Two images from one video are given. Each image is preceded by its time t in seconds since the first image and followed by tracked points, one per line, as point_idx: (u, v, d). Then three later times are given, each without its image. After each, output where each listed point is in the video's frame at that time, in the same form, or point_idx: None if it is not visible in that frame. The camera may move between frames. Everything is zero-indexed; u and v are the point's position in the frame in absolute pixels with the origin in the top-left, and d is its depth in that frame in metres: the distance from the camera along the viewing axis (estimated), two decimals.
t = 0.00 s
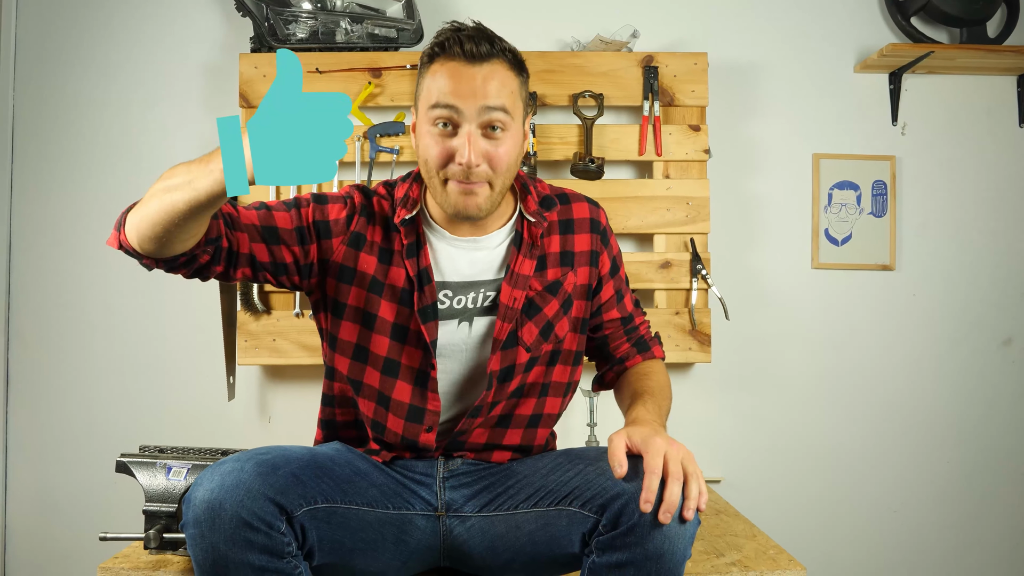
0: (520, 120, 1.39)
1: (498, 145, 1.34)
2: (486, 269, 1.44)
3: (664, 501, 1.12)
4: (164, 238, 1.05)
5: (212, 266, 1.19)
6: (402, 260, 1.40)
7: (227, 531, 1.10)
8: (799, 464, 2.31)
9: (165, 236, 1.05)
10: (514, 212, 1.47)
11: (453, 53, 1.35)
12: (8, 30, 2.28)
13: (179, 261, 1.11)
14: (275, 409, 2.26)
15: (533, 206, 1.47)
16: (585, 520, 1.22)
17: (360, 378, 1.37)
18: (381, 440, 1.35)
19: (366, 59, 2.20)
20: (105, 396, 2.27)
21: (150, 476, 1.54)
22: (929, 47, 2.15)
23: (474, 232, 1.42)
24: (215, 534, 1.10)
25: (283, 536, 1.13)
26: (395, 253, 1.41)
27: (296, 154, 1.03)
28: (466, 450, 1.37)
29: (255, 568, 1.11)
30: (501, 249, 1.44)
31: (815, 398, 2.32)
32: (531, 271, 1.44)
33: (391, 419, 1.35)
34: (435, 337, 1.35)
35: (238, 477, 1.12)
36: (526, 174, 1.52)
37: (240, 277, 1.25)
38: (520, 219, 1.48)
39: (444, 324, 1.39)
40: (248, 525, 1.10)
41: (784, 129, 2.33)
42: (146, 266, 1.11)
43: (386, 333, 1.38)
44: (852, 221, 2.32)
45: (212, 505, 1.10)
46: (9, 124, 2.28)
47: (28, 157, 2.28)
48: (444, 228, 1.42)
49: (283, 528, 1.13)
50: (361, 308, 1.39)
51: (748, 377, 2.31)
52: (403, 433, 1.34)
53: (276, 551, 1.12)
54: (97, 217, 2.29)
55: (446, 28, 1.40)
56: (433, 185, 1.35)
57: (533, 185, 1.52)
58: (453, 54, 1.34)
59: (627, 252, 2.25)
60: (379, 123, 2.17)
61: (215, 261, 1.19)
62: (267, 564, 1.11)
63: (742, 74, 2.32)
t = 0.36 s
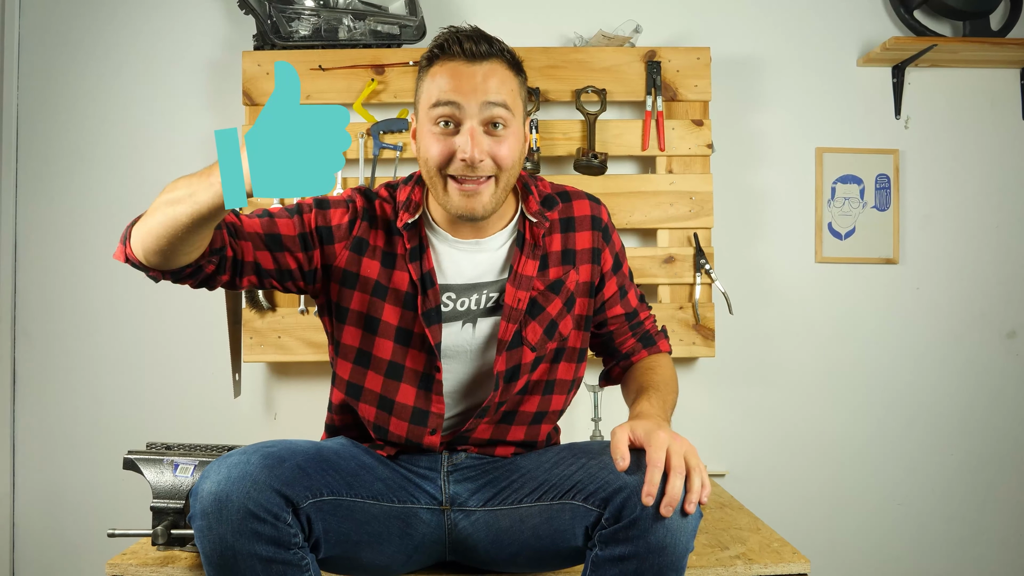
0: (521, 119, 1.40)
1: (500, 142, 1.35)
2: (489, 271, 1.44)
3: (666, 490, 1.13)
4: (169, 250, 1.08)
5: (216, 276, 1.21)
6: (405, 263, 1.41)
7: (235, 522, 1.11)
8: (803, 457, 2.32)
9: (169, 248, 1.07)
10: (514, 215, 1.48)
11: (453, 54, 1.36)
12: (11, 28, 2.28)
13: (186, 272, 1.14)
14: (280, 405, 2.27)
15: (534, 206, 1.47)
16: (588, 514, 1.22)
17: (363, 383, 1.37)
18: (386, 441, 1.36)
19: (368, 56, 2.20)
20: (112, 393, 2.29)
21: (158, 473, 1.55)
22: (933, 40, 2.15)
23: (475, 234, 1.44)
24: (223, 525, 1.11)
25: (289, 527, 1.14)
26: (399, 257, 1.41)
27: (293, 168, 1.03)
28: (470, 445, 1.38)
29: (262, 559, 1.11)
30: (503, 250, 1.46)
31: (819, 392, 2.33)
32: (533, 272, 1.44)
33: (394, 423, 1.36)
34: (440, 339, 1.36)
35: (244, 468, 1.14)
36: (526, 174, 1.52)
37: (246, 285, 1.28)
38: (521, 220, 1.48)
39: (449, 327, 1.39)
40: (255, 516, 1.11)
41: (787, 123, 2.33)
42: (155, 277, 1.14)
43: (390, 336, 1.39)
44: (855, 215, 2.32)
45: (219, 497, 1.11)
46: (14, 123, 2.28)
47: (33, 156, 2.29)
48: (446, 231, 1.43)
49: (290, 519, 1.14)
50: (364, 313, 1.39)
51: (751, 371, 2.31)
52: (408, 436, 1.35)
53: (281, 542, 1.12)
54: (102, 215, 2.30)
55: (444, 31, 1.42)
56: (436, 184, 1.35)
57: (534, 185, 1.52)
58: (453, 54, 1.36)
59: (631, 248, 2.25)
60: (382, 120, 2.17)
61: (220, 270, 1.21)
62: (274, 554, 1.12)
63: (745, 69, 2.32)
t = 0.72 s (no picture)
0: (521, 100, 1.43)
1: (502, 114, 1.36)
2: (489, 272, 1.45)
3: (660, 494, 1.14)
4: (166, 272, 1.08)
5: (218, 289, 1.21)
6: (405, 264, 1.41)
7: (244, 521, 1.10)
8: (804, 461, 2.32)
9: (167, 271, 1.08)
10: (515, 217, 1.49)
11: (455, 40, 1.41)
12: (12, 31, 2.29)
13: (188, 290, 1.14)
14: (280, 408, 2.27)
15: (535, 207, 1.48)
16: (586, 519, 1.22)
17: (363, 384, 1.37)
18: (386, 444, 1.35)
19: (369, 59, 2.20)
20: (112, 397, 2.28)
21: (156, 477, 1.55)
22: (931, 44, 2.15)
23: (476, 233, 1.46)
24: (231, 525, 1.10)
25: (297, 526, 1.14)
26: (399, 257, 1.41)
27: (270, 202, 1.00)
28: (469, 455, 1.38)
29: (272, 559, 1.11)
30: (503, 251, 1.46)
31: (819, 395, 2.33)
32: (533, 272, 1.43)
33: (395, 424, 1.35)
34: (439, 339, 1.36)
35: (252, 468, 1.14)
36: (527, 178, 1.53)
37: (248, 297, 1.28)
38: (521, 221, 1.49)
39: (449, 327, 1.39)
40: (263, 515, 1.10)
41: (786, 127, 2.33)
42: (160, 296, 1.15)
43: (391, 336, 1.39)
44: (855, 219, 2.33)
45: (226, 497, 1.11)
46: (15, 126, 2.29)
47: (34, 159, 2.29)
48: (448, 229, 1.45)
49: (297, 518, 1.14)
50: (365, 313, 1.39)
51: (751, 375, 2.31)
52: (409, 437, 1.35)
53: (290, 541, 1.13)
54: (102, 218, 2.30)
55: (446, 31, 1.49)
56: (442, 157, 1.35)
57: (535, 187, 1.52)
58: (454, 38, 1.41)
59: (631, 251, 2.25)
60: (383, 124, 2.18)
61: (221, 285, 1.22)
62: (283, 554, 1.11)
63: (745, 72, 2.32)
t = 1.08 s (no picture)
0: (517, 117, 1.39)
1: (494, 138, 1.34)
2: (485, 272, 1.44)
3: (656, 172, 1.12)
4: (172, 247, 1.10)
5: (220, 274, 1.22)
6: (406, 260, 1.41)
7: (234, 518, 1.14)
8: (804, 460, 2.32)
9: (173, 246, 1.10)
10: (512, 219, 1.47)
11: (452, 53, 1.37)
12: (12, 33, 2.29)
13: (190, 271, 1.15)
14: (280, 409, 2.27)
15: (530, 211, 1.48)
16: (580, 518, 1.23)
17: (364, 376, 1.38)
18: (382, 440, 1.35)
19: (367, 60, 2.21)
20: (112, 398, 2.29)
21: (155, 477, 1.55)
22: (930, 44, 2.15)
23: (474, 234, 1.44)
24: (221, 522, 1.14)
25: (287, 522, 1.17)
26: (400, 253, 1.42)
27: (294, 163, 1.06)
28: (466, 449, 1.37)
29: (262, 555, 1.14)
30: (501, 252, 1.45)
31: (818, 395, 2.33)
32: (524, 273, 1.43)
33: (392, 418, 1.35)
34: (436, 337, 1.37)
35: (241, 466, 1.16)
36: (525, 180, 1.51)
37: (250, 283, 1.28)
38: (516, 224, 1.48)
39: (447, 324, 1.40)
40: (253, 512, 1.14)
41: (785, 127, 2.33)
42: (159, 276, 1.16)
43: (390, 331, 1.39)
44: (854, 218, 2.32)
45: (217, 495, 1.14)
46: (14, 128, 2.29)
47: (33, 161, 2.30)
48: (445, 228, 1.44)
49: (287, 515, 1.17)
50: (365, 306, 1.40)
51: (750, 374, 2.31)
52: (405, 431, 1.34)
53: (281, 538, 1.16)
54: (101, 219, 2.30)
55: (447, 29, 1.43)
56: (432, 178, 1.35)
57: (533, 192, 1.50)
58: (450, 53, 1.37)
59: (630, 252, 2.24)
60: (381, 125, 2.18)
61: (224, 268, 1.23)
62: (273, 551, 1.15)
63: (743, 72, 2.32)
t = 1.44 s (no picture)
0: (515, 120, 1.40)
1: (493, 142, 1.35)
2: (482, 283, 1.44)
3: (701, 219, 1.14)
4: (161, 261, 1.13)
5: (212, 285, 1.24)
6: (401, 269, 1.41)
7: (237, 517, 1.14)
8: (803, 458, 2.32)
9: (162, 258, 1.13)
10: (508, 228, 1.46)
11: (446, 57, 1.37)
12: (12, 34, 2.30)
13: (182, 281, 1.17)
14: (280, 409, 2.28)
15: (528, 221, 1.47)
16: (579, 517, 1.24)
17: (359, 388, 1.38)
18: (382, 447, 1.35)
19: (367, 60, 2.21)
20: (112, 398, 2.29)
21: (155, 477, 1.55)
22: (928, 42, 2.15)
23: (472, 245, 1.44)
24: (224, 521, 1.14)
25: (290, 522, 1.17)
26: (395, 262, 1.42)
27: (273, 185, 1.08)
28: (466, 453, 1.36)
29: (265, 554, 1.15)
30: (499, 263, 1.45)
31: (818, 394, 2.33)
32: (524, 286, 1.43)
33: (390, 428, 1.35)
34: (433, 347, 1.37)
35: (243, 465, 1.17)
36: (524, 188, 1.53)
37: (243, 292, 1.29)
38: (515, 234, 1.47)
39: (443, 336, 1.40)
40: (256, 511, 1.14)
41: (784, 125, 2.33)
42: (151, 286, 1.19)
43: (385, 342, 1.39)
44: (853, 217, 2.33)
45: (220, 494, 1.14)
46: (14, 129, 2.30)
47: (33, 161, 2.30)
48: (443, 239, 1.44)
49: (290, 514, 1.18)
50: (359, 317, 1.40)
51: (750, 373, 2.31)
52: (403, 442, 1.34)
53: (284, 536, 1.16)
54: (102, 219, 2.31)
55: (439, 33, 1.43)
56: (432, 186, 1.36)
57: (531, 199, 1.52)
58: (444, 57, 1.37)
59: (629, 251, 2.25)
60: (380, 125, 2.19)
61: (216, 279, 1.24)
62: (276, 550, 1.15)
63: (742, 71, 2.32)
